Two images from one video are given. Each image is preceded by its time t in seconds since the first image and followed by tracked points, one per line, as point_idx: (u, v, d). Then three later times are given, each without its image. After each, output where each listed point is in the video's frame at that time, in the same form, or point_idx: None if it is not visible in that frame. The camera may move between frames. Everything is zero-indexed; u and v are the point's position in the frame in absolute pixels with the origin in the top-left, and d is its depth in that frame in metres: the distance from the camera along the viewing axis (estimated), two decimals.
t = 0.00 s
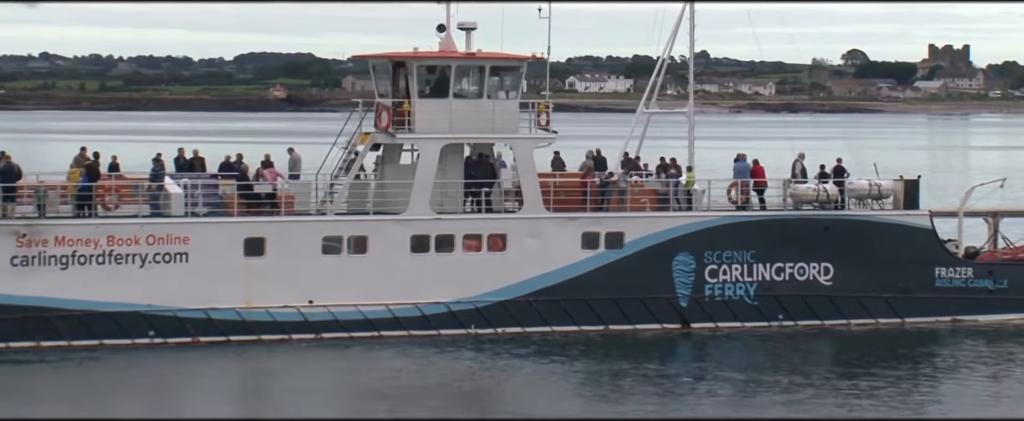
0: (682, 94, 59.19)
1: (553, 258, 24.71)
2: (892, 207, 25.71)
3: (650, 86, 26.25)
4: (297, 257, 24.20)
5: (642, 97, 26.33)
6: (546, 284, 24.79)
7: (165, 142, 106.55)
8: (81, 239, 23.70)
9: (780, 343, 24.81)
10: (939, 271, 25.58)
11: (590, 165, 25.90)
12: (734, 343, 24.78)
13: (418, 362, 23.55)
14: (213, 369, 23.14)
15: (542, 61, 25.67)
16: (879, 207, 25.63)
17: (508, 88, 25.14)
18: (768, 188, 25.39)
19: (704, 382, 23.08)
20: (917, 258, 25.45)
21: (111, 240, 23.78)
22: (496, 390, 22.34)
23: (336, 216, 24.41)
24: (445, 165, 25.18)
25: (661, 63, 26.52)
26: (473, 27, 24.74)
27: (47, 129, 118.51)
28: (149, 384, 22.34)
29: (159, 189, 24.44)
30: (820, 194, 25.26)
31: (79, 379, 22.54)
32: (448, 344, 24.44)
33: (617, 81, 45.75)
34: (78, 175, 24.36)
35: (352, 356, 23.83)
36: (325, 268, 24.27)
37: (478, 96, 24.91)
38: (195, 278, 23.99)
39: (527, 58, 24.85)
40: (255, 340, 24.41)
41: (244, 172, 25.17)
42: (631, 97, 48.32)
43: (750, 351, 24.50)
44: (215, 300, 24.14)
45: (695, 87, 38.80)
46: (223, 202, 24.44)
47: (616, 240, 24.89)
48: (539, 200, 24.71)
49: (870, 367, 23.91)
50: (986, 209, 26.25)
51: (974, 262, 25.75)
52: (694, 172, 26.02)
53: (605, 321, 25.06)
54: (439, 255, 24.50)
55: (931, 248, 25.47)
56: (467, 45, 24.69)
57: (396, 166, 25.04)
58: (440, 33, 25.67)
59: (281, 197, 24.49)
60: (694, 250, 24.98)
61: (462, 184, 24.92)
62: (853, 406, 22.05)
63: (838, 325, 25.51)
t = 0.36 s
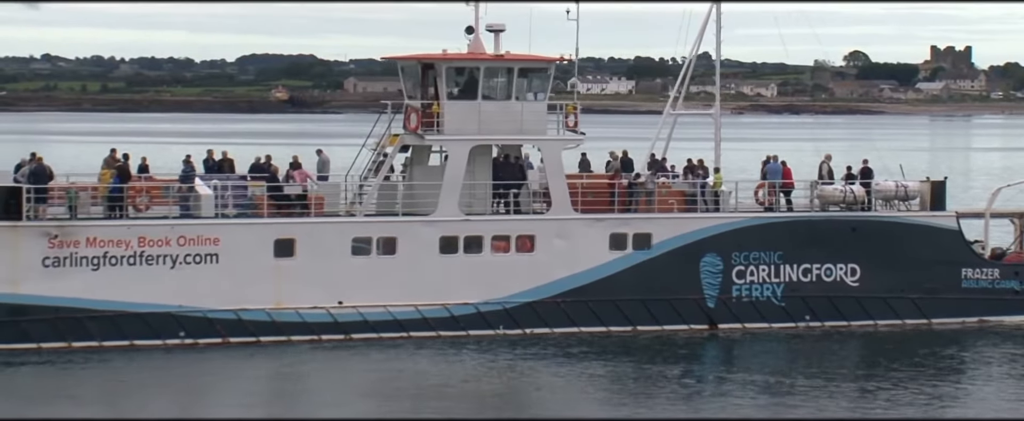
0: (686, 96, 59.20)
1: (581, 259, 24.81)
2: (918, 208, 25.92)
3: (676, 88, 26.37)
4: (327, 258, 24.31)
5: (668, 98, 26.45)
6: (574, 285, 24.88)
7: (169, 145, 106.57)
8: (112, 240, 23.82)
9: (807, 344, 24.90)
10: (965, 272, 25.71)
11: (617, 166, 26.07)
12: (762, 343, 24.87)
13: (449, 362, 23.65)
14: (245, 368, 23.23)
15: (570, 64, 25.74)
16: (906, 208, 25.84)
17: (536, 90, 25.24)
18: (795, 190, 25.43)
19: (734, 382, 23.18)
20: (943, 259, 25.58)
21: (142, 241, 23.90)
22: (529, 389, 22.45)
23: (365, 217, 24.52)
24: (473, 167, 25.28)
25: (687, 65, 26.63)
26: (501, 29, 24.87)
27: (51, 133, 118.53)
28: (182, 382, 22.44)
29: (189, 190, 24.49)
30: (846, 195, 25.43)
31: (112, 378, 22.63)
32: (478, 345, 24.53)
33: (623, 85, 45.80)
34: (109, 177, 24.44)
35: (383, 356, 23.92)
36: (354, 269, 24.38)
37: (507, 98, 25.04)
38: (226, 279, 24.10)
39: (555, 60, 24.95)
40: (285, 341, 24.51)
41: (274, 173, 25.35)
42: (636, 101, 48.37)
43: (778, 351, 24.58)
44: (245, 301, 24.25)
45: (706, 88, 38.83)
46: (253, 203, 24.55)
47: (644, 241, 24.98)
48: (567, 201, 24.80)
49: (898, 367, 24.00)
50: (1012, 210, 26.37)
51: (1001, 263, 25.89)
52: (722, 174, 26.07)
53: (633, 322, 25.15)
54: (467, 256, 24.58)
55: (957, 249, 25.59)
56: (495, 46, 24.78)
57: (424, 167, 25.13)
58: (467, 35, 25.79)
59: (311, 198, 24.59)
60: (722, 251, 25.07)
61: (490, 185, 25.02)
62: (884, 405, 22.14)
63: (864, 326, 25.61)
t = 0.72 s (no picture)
0: (689, 95, 59.24)
1: (610, 259, 24.90)
2: (946, 208, 26.04)
3: (704, 89, 26.46)
4: (358, 259, 24.41)
5: (696, 99, 26.54)
6: (603, 285, 24.98)
7: (175, 145, 106.58)
8: (145, 240, 23.94)
9: (836, 343, 24.98)
10: (993, 272, 25.85)
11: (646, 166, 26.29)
12: (790, 343, 24.95)
13: (480, 361, 23.75)
14: (277, 366, 23.32)
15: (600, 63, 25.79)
16: (934, 208, 25.97)
17: (565, 90, 25.30)
18: (823, 190, 25.51)
19: (765, 381, 23.27)
20: (970, 259, 25.70)
21: (174, 240, 24.02)
22: (562, 388, 22.55)
23: (396, 217, 24.62)
24: (503, 167, 25.37)
25: (714, 65, 26.71)
26: (531, 29, 24.93)
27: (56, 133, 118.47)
28: (217, 380, 22.54)
29: (221, 190, 24.62)
30: (874, 195, 25.53)
31: (146, 377, 22.72)
32: (508, 344, 24.62)
33: (627, 85, 45.80)
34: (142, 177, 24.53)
35: (414, 354, 24.03)
36: (385, 269, 24.49)
37: (536, 99, 25.11)
38: (258, 278, 24.22)
39: (585, 60, 25.01)
40: (316, 340, 24.62)
41: (305, 173, 25.45)
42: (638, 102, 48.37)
43: (807, 350, 24.66)
44: (277, 301, 24.38)
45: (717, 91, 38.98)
46: (285, 203, 24.61)
47: (673, 241, 25.07)
48: (596, 200, 24.89)
49: (927, 365, 24.07)
50: None
51: None
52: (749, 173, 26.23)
53: (662, 321, 25.24)
54: (497, 256, 24.68)
55: (985, 249, 25.72)
56: (524, 47, 24.84)
57: (454, 167, 25.23)
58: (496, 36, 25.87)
59: (342, 198, 24.65)
60: (750, 250, 25.17)
61: (520, 185, 25.12)
62: (916, 404, 22.21)
63: (892, 326, 25.70)
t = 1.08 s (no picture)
0: (699, 94, 59.32)
1: (638, 257, 24.99)
2: (972, 207, 26.14)
3: (730, 87, 26.52)
4: (387, 257, 24.52)
5: (722, 97, 26.62)
6: (631, 282, 25.06)
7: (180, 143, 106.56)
8: (174, 237, 24.04)
9: (863, 341, 25.05)
10: (1019, 269, 25.94)
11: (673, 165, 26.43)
12: (817, 340, 25.03)
13: (510, 358, 23.84)
14: (308, 363, 23.41)
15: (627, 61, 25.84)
16: (961, 207, 26.05)
17: (593, 89, 25.38)
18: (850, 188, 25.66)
19: (792, 380, 23.33)
20: (997, 256, 25.80)
21: (204, 238, 24.11)
22: (591, 386, 22.63)
23: (425, 215, 24.70)
24: (531, 165, 25.47)
25: (740, 64, 26.76)
26: (559, 28, 24.96)
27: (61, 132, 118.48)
28: (249, 377, 22.62)
29: (251, 189, 24.80)
30: (901, 193, 25.64)
31: (176, 373, 22.81)
32: (536, 342, 24.70)
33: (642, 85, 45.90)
34: (171, 175, 24.66)
35: (444, 352, 24.12)
36: (414, 267, 24.58)
37: (564, 97, 25.17)
38: (287, 276, 24.32)
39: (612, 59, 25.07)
40: (345, 337, 24.70)
41: (334, 171, 25.57)
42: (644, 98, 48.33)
43: (834, 348, 24.74)
44: (307, 299, 24.47)
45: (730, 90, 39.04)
46: (314, 201, 24.78)
47: (700, 239, 25.15)
48: (624, 199, 24.97)
49: (954, 363, 24.13)
50: None
51: None
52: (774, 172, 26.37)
53: (689, 319, 25.33)
54: (525, 254, 24.77)
55: (1011, 247, 25.83)
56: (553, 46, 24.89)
57: (483, 166, 25.32)
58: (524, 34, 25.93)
59: (371, 196, 24.76)
60: (777, 248, 25.25)
61: (547, 184, 25.22)
62: (944, 403, 22.27)
63: (919, 323, 25.77)
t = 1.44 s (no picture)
0: (709, 96, 59.40)
1: (666, 257, 25.07)
2: (998, 207, 26.22)
3: (756, 88, 26.59)
4: (416, 257, 24.62)
5: (748, 98, 26.73)
6: (659, 283, 25.15)
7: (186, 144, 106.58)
8: (205, 238, 24.16)
9: (890, 341, 25.13)
10: None
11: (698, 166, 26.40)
12: (845, 341, 25.10)
13: (539, 359, 23.91)
14: (339, 363, 23.51)
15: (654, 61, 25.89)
16: (987, 207, 26.14)
17: (621, 89, 25.42)
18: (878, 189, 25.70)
19: (821, 381, 23.41)
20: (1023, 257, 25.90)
21: (235, 239, 24.23)
22: (622, 387, 22.72)
23: (454, 215, 24.79)
24: (559, 166, 25.58)
25: (767, 64, 26.83)
26: (587, 29, 25.05)
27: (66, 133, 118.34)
28: (281, 376, 22.71)
29: (281, 190, 24.92)
30: (928, 194, 25.72)
31: (209, 373, 22.91)
32: (565, 342, 24.78)
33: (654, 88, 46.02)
34: (202, 175, 24.83)
35: (474, 352, 24.21)
36: (444, 267, 24.67)
37: (592, 97, 25.24)
38: (318, 276, 24.43)
39: (641, 60, 25.15)
40: (375, 337, 24.80)
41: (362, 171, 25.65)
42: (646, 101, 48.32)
43: (862, 348, 24.82)
44: (336, 299, 24.58)
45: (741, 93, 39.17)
46: (343, 202, 24.77)
47: (727, 239, 25.27)
48: (652, 199, 25.07)
49: (982, 363, 24.21)
50: None
51: None
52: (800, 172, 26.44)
53: (717, 319, 25.40)
54: (554, 254, 24.87)
55: None
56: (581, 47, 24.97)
57: (511, 166, 25.43)
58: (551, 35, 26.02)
59: (400, 197, 24.87)
60: (805, 249, 25.33)
61: (575, 184, 25.32)
62: (975, 403, 22.35)
63: (946, 324, 25.86)
